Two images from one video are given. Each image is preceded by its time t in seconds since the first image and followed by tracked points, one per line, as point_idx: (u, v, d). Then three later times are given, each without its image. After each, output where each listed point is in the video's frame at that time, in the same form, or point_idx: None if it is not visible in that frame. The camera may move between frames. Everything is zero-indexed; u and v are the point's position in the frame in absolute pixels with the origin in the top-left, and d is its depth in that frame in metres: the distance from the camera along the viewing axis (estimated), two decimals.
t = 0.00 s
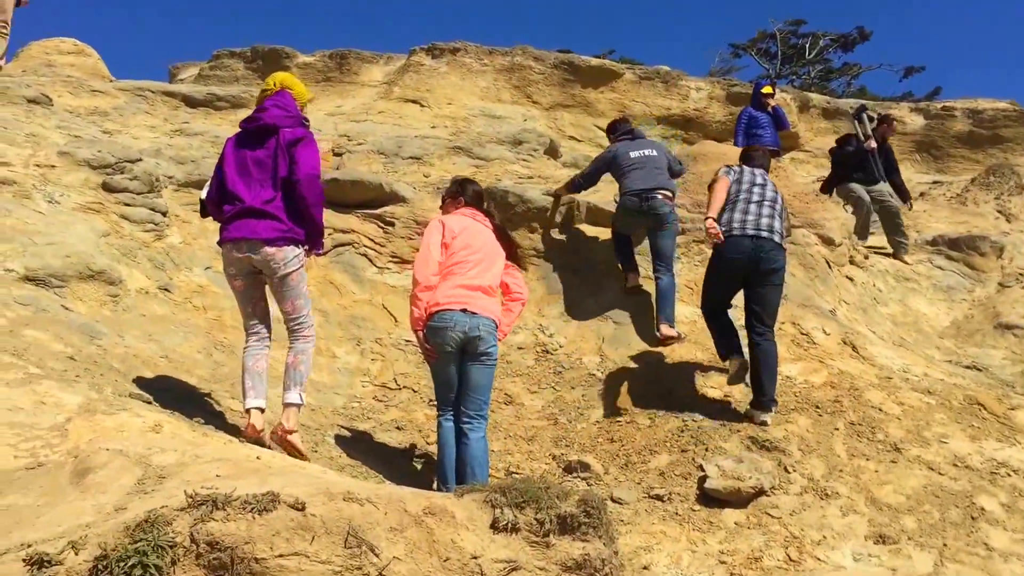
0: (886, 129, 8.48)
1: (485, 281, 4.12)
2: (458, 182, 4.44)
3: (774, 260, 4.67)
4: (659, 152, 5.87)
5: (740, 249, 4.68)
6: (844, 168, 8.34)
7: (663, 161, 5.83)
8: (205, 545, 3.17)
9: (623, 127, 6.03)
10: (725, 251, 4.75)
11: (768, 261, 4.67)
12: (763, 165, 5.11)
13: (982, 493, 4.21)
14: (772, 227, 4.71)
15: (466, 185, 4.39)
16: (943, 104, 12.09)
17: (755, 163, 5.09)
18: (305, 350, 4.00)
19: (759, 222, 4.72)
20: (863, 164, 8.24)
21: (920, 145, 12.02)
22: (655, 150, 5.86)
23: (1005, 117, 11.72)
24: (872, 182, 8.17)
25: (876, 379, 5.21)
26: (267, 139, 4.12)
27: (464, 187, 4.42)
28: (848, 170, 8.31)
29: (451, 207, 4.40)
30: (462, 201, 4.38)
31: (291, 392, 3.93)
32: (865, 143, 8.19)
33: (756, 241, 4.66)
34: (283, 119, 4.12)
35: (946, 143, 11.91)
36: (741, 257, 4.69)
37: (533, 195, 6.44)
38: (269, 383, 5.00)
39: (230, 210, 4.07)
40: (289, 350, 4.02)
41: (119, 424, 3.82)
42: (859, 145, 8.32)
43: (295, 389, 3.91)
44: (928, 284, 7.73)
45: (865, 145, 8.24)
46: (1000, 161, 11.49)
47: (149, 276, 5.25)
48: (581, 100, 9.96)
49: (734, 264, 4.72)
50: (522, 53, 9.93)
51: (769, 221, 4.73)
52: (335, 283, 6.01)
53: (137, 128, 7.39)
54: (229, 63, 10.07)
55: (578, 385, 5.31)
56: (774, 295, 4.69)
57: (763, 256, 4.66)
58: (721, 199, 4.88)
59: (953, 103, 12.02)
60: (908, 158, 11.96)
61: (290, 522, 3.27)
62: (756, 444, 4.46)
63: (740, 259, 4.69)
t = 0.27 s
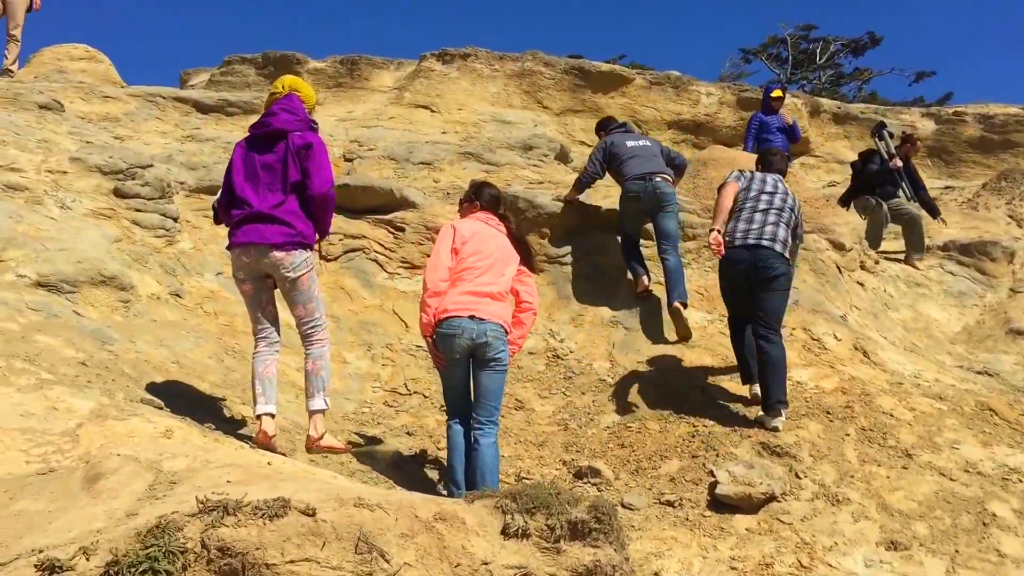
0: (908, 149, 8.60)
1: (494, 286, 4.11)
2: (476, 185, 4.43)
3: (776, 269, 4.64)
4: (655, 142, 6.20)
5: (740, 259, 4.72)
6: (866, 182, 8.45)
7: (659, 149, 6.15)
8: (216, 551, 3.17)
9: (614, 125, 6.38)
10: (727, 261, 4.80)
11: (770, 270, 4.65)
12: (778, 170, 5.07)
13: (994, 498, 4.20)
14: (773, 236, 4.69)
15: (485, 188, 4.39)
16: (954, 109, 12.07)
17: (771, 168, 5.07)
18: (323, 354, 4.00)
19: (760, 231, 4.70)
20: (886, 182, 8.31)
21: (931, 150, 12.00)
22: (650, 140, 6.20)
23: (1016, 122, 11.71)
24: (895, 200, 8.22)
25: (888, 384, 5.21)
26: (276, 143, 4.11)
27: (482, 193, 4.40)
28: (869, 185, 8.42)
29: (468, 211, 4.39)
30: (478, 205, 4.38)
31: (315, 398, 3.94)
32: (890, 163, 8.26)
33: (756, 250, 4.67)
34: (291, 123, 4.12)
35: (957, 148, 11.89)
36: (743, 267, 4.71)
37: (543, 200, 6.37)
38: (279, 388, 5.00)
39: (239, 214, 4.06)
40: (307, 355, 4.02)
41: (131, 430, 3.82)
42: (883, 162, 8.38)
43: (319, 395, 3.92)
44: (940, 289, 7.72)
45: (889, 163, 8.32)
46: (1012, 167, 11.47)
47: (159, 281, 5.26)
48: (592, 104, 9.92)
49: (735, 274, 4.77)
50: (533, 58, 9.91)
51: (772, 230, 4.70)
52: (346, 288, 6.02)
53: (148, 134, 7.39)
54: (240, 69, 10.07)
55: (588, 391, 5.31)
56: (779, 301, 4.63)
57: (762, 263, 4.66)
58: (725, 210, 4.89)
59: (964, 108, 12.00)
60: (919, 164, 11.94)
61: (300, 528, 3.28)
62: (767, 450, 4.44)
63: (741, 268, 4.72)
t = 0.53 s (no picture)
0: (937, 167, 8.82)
1: (514, 291, 4.08)
2: (498, 188, 4.40)
3: (791, 276, 4.62)
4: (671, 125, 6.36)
5: (755, 267, 4.72)
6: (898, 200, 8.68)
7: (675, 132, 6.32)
8: (238, 557, 3.13)
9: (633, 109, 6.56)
10: (742, 269, 4.80)
11: (785, 276, 4.62)
12: (800, 179, 5.05)
13: (1019, 505, 4.18)
14: (787, 243, 4.67)
15: (505, 192, 4.35)
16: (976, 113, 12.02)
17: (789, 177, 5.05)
18: (324, 364, 3.94)
19: (776, 239, 4.70)
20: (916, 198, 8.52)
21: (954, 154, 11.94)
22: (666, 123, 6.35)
23: None
24: (929, 213, 8.39)
25: (911, 390, 5.20)
26: (304, 149, 4.10)
27: (504, 196, 4.36)
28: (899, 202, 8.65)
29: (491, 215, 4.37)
30: (499, 209, 4.35)
31: (307, 407, 3.89)
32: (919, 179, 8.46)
33: (770, 257, 4.66)
34: (322, 130, 4.10)
35: (980, 153, 11.83)
36: (758, 274, 4.72)
37: (564, 206, 6.45)
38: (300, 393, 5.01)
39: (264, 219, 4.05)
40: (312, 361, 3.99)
41: (153, 437, 3.81)
42: (913, 180, 8.60)
43: (310, 404, 3.87)
44: (963, 295, 7.72)
45: (918, 180, 8.53)
46: None
47: (180, 288, 5.29)
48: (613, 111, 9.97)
49: (749, 281, 4.77)
50: (554, 64, 9.88)
51: (788, 237, 4.69)
52: (368, 294, 6.02)
53: (170, 140, 7.40)
54: (262, 75, 10.09)
55: (610, 397, 5.32)
56: (794, 307, 4.61)
57: (777, 270, 4.63)
58: (734, 223, 4.86)
59: (987, 113, 11.94)
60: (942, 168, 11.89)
61: (322, 534, 3.26)
62: (789, 455, 4.43)
63: (757, 276, 4.72)
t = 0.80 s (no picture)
0: (980, 175, 8.96)
1: (544, 296, 4.05)
2: (529, 193, 4.38)
3: (828, 282, 4.70)
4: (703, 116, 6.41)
5: (791, 275, 4.79)
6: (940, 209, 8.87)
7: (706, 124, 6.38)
8: (273, 563, 3.07)
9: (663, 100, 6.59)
10: (776, 277, 4.87)
11: (821, 282, 4.71)
12: (824, 185, 5.10)
13: None
14: (822, 249, 4.76)
15: (536, 196, 4.33)
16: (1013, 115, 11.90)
17: (814, 185, 5.10)
18: (358, 369, 3.93)
19: (810, 246, 4.77)
20: (958, 207, 8.70)
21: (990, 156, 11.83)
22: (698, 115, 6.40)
23: None
24: (971, 221, 8.57)
25: (948, 394, 5.18)
26: (342, 154, 4.12)
27: (535, 201, 4.33)
28: (941, 211, 8.85)
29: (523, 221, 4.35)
30: (531, 214, 4.33)
31: (343, 414, 3.90)
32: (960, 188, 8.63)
33: (806, 264, 4.74)
34: (360, 136, 4.12)
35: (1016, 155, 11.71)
36: (793, 281, 4.78)
37: (598, 211, 6.43)
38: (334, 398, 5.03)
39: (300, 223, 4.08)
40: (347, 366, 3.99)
41: (189, 442, 3.81)
42: (955, 188, 8.83)
43: (346, 412, 3.87)
44: (999, 298, 7.72)
45: (959, 189, 8.71)
46: None
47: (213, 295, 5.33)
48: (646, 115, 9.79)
49: (784, 289, 4.83)
50: (587, 69, 9.74)
51: (823, 244, 4.77)
52: (402, 299, 6.04)
53: (204, 146, 7.43)
54: (296, 81, 10.13)
55: (644, 401, 5.33)
56: (830, 311, 4.69)
57: (814, 276, 4.72)
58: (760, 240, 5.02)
59: None
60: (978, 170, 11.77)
61: (357, 539, 3.23)
62: (824, 460, 4.43)
63: (793, 282, 4.79)
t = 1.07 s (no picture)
0: None
1: (585, 299, 4.01)
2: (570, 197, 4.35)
3: (874, 283, 4.69)
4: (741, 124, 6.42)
5: (837, 279, 4.76)
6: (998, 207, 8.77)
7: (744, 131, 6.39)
8: (322, 567, 3.07)
9: (701, 114, 6.60)
10: (820, 281, 4.85)
11: (867, 284, 4.69)
12: (855, 190, 5.11)
13: None
14: (867, 251, 4.75)
15: (575, 200, 4.29)
16: None
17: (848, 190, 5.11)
18: (401, 373, 3.93)
19: (854, 249, 4.77)
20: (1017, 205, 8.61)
21: None
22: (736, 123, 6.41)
23: None
24: None
25: (1001, 396, 5.10)
26: (386, 160, 4.13)
27: (576, 205, 4.29)
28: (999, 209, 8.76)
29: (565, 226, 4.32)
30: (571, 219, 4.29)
31: (387, 418, 3.91)
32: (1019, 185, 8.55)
33: (852, 266, 4.72)
34: (403, 141, 4.12)
35: None
36: (838, 283, 4.76)
37: (642, 213, 6.51)
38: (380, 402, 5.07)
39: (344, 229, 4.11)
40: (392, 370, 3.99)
41: (238, 447, 3.85)
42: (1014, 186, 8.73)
43: (389, 417, 3.88)
44: None
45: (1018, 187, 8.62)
46: None
47: (261, 300, 5.42)
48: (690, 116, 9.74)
49: (829, 292, 4.81)
50: (630, 71, 9.67)
51: (866, 246, 4.77)
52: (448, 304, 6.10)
53: (251, 153, 7.52)
54: (340, 88, 10.22)
55: (691, 404, 5.32)
56: (877, 311, 4.66)
57: (860, 278, 4.70)
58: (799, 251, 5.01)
59: None
60: None
61: (405, 543, 3.22)
62: (873, 463, 4.38)
63: (839, 284, 4.76)
